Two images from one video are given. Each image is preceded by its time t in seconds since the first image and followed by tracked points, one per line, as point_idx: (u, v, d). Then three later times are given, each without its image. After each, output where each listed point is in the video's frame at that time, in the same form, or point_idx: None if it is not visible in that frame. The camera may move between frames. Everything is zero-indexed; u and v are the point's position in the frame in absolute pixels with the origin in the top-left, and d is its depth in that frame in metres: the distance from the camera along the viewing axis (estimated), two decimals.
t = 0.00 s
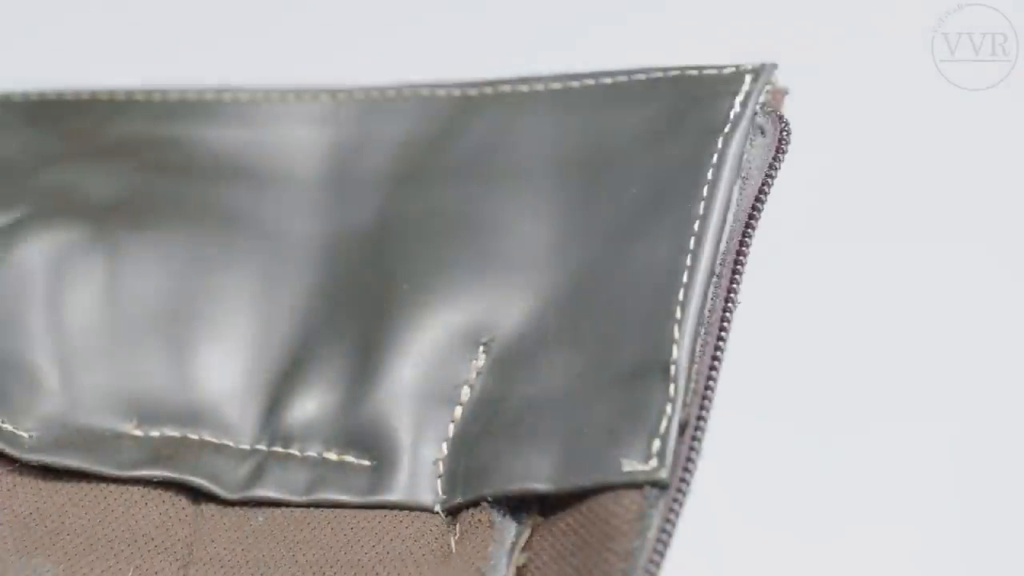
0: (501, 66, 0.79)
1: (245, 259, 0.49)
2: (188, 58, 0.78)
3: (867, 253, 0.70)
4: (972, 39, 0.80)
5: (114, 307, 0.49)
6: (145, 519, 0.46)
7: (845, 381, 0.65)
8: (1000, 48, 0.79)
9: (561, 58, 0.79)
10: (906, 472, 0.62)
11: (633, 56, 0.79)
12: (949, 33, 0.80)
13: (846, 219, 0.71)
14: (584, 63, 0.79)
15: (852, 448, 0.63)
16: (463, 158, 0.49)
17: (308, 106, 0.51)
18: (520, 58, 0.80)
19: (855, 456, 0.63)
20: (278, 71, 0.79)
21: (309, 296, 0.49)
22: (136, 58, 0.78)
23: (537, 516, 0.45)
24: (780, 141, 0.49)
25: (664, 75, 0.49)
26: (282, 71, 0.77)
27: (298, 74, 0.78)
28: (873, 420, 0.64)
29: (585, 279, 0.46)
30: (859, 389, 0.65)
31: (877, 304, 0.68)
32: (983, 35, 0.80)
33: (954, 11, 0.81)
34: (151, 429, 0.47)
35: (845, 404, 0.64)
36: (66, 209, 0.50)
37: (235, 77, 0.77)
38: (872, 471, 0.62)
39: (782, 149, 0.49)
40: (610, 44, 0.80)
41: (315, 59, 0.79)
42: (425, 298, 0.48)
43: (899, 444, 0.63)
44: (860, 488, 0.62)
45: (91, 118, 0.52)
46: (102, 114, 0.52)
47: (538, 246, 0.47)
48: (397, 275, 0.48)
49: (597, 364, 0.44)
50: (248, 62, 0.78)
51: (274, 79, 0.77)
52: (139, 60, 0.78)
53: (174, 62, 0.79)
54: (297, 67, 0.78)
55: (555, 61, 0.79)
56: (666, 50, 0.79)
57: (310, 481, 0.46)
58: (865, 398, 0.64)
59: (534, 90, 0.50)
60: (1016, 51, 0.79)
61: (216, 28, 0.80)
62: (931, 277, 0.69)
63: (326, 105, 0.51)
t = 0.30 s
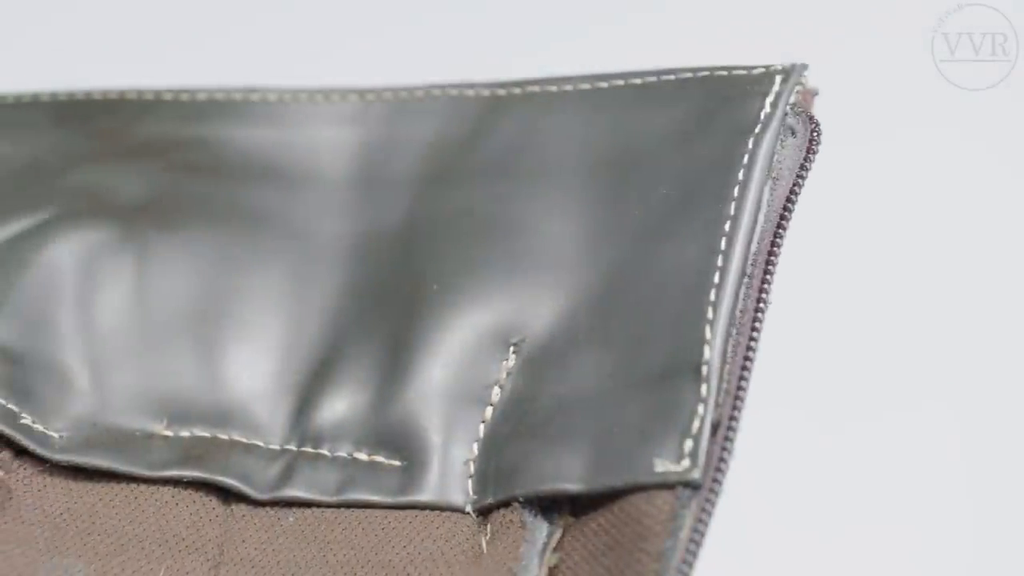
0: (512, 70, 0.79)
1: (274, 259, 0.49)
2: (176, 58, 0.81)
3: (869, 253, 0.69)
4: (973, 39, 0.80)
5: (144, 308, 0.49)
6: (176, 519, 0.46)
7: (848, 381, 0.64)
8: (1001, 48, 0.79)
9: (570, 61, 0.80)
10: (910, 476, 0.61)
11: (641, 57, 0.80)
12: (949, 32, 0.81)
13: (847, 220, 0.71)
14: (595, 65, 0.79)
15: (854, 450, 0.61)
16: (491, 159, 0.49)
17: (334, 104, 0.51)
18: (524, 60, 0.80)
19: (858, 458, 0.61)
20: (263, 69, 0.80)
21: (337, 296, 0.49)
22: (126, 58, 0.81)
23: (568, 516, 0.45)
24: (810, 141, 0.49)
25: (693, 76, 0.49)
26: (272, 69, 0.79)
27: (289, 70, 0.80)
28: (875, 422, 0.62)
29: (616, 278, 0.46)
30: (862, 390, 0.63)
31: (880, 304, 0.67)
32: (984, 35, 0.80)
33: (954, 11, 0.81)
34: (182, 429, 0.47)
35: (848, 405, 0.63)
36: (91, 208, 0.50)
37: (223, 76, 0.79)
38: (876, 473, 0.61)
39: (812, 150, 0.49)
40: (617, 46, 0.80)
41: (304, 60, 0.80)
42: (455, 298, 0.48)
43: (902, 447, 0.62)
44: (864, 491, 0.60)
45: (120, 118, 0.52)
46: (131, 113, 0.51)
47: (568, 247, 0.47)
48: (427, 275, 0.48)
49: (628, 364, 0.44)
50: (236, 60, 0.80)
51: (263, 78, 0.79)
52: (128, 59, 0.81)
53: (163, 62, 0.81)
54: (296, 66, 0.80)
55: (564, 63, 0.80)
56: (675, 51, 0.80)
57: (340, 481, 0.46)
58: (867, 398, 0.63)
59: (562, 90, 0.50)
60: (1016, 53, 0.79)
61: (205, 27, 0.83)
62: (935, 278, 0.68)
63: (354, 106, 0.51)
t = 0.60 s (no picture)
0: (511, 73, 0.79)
1: (302, 259, 0.49)
2: (182, 60, 0.81)
3: (881, 247, 0.67)
4: (972, 40, 0.79)
5: (172, 308, 0.49)
6: (205, 519, 0.46)
7: (862, 377, 0.61)
8: (1001, 48, 0.78)
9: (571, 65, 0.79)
10: (941, 475, 0.58)
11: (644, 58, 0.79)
12: (949, 33, 0.79)
13: (860, 214, 0.69)
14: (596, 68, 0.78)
15: (880, 446, 0.59)
16: (519, 159, 0.49)
17: (362, 104, 0.51)
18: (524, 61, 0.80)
19: (875, 457, 0.58)
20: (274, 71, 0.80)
21: (365, 296, 0.49)
22: (131, 58, 0.81)
23: (598, 516, 0.45)
24: (840, 141, 0.49)
25: (722, 76, 0.49)
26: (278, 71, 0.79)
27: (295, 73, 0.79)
28: (894, 419, 0.60)
29: (645, 279, 0.46)
30: (875, 385, 0.61)
31: (892, 298, 0.64)
32: (984, 35, 0.79)
33: (954, 11, 0.80)
34: (210, 430, 0.47)
35: (861, 401, 0.60)
36: (118, 208, 0.50)
37: (228, 77, 0.79)
38: (915, 473, 0.58)
39: (841, 150, 0.49)
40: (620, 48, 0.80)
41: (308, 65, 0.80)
42: (483, 297, 0.48)
43: (928, 442, 0.59)
44: (880, 492, 0.57)
45: (147, 117, 0.52)
46: (158, 112, 0.52)
47: (597, 247, 0.47)
48: (455, 275, 0.48)
49: (658, 364, 0.44)
50: (243, 61, 0.80)
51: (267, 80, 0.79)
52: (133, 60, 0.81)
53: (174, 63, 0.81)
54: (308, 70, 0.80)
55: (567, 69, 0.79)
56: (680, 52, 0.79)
57: (369, 481, 0.46)
58: (885, 394, 0.61)
59: (591, 90, 0.50)
60: (1016, 53, 0.77)
61: (207, 29, 0.83)
62: (964, 276, 0.66)
63: (381, 106, 0.51)
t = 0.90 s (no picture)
0: (511, 73, 0.78)
1: (331, 260, 0.49)
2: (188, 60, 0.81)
3: (901, 245, 0.67)
4: (973, 39, 0.78)
5: (200, 308, 0.49)
6: (235, 519, 0.46)
7: (888, 378, 0.61)
8: (1001, 48, 0.77)
9: (578, 67, 0.78)
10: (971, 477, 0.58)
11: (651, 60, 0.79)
12: (949, 32, 0.79)
13: (879, 212, 0.68)
14: (601, 70, 0.78)
15: (907, 448, 0.58)
16: (546, 159, 0.49)
17: (389, 105, 0.51)
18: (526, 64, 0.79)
19: (896, 457, 0.58)
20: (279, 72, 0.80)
21: (393, 296, 0.49)
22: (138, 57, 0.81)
23: (629, 516, 0.45)
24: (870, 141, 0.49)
25: (751, 76, 0.49)
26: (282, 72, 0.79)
27: (298, 74, 0.79)
28: (921, 420, 0.59)
29: (675, 279, 0.46)
30: (897, 385, 0.61)
31: (913, 296, 0.64)
32: (984, 35, 0.78)
33: (954, 11, 0.80)
34: (239, 430, 0.47)
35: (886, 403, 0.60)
36: (147, 208, 0.50)
37: (234, 78, 0.79)
38: (945, 475, 0.58)
39: (872, 150, 0.49)
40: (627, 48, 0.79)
41: (313, 68, 0.80)
42: (512, 297, 0.48)
43: (957, 444, 0.59)
44: (901, 492, 0.57)
45: (176, 117, 0.52)
46: (188, 113, 0.52)
47: (626, 247, 0.47)
48: (484, 276, 0.48)
49: (689, 364, 0.44)
50: (252, 62, 0.80)
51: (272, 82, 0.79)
52: (139, 59, 0.81)
53: (190, 61, 0.81)
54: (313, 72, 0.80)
55: (573, 71, 0.79)
56: (689, 52, 0.79)
57: (399, 481, 0.46)
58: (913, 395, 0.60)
59: (620, 90, 0.50)
60: (1016, 52, 0.77)
61: (213, 30, 0.83)
62: (990, 275, 0.65)
63: (409, 106, 0.51)
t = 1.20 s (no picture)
0: (512, 73, 0.76)
1: (359, 261, 0.49)
2: (193, 62, 0.78)
3: (925, 244, 0.65)
4: (972, 39, 0.75)
5: (229, 308, 0.49)
6: (265, 520, 0.46)
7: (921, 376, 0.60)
8: (1001, 48, 0.74)
9: (594, 68, 0.75)
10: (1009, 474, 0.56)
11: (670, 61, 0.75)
12: (949, 33, 0.75)
13: (904, 208, 0.66)
14: (611, 75, 0.75)
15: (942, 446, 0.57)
16: (574, 158, 0.49)
17: (415, 105, 0.51)
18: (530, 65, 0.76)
19: (930, 457, 0.57)
20: (286, 73, 0.78)
21: (422, 296, 0.49)
22: (143, 59, 0.79)
23: (660, 516, 0.45)
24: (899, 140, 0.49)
25: (779, 76, 0.49)
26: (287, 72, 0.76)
27: (302, 78, 0.77)
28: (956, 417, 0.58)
29: (704, 280, 0.46)
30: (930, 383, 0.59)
31: (940, 295, 0.62)
32: (984, 35, 0.75)
33: (954, 10, 0.76)
34: (268, 430, 0.47)
35: (919, 401, 0.59)
36: (174, 207, 0.50)
37: (238, 79, 0.77)
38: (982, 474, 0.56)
39: (901, 151, 0.49)
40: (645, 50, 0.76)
41: (321, 68, 0.77)
42: (540, 297, 0.48)
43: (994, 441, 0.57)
44: (925, 492, 0.56)
45: (203, 116, 0.52)
46: (214, 112, 0.52)
47: (655, 248, 0.47)
48: (512, 275, 0.48)
49: (719, 364, 0.44)
50: (258, 62, 0.78)
51: (277, 83, 0.76)
52: (144, 60, 0.79)
53: (197, 61, 0.78)
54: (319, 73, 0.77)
55: (587, 72, 0.75)
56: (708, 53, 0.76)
57: (429, 481, 0.46)
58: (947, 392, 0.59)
59: (648, 90, 0.50)
60: (1016, 52, 0.74)
61: (220, 30, 0.80)
62: None
63: (436, 106, 0.51)
